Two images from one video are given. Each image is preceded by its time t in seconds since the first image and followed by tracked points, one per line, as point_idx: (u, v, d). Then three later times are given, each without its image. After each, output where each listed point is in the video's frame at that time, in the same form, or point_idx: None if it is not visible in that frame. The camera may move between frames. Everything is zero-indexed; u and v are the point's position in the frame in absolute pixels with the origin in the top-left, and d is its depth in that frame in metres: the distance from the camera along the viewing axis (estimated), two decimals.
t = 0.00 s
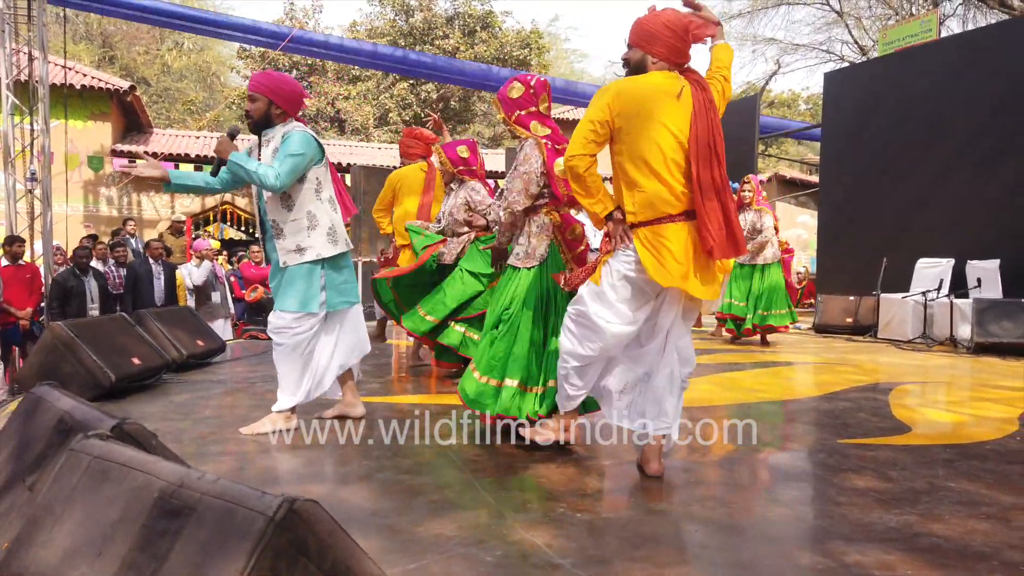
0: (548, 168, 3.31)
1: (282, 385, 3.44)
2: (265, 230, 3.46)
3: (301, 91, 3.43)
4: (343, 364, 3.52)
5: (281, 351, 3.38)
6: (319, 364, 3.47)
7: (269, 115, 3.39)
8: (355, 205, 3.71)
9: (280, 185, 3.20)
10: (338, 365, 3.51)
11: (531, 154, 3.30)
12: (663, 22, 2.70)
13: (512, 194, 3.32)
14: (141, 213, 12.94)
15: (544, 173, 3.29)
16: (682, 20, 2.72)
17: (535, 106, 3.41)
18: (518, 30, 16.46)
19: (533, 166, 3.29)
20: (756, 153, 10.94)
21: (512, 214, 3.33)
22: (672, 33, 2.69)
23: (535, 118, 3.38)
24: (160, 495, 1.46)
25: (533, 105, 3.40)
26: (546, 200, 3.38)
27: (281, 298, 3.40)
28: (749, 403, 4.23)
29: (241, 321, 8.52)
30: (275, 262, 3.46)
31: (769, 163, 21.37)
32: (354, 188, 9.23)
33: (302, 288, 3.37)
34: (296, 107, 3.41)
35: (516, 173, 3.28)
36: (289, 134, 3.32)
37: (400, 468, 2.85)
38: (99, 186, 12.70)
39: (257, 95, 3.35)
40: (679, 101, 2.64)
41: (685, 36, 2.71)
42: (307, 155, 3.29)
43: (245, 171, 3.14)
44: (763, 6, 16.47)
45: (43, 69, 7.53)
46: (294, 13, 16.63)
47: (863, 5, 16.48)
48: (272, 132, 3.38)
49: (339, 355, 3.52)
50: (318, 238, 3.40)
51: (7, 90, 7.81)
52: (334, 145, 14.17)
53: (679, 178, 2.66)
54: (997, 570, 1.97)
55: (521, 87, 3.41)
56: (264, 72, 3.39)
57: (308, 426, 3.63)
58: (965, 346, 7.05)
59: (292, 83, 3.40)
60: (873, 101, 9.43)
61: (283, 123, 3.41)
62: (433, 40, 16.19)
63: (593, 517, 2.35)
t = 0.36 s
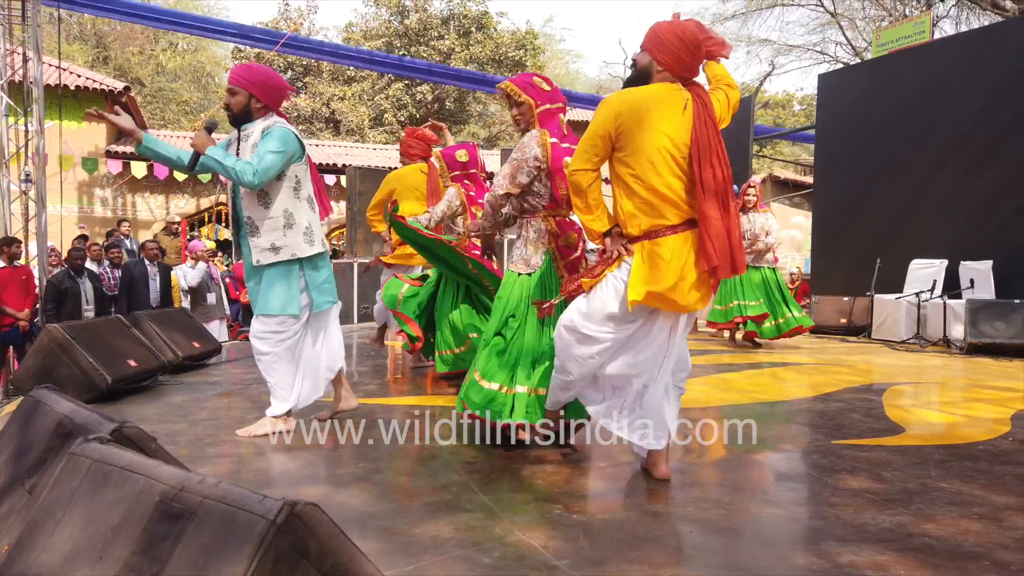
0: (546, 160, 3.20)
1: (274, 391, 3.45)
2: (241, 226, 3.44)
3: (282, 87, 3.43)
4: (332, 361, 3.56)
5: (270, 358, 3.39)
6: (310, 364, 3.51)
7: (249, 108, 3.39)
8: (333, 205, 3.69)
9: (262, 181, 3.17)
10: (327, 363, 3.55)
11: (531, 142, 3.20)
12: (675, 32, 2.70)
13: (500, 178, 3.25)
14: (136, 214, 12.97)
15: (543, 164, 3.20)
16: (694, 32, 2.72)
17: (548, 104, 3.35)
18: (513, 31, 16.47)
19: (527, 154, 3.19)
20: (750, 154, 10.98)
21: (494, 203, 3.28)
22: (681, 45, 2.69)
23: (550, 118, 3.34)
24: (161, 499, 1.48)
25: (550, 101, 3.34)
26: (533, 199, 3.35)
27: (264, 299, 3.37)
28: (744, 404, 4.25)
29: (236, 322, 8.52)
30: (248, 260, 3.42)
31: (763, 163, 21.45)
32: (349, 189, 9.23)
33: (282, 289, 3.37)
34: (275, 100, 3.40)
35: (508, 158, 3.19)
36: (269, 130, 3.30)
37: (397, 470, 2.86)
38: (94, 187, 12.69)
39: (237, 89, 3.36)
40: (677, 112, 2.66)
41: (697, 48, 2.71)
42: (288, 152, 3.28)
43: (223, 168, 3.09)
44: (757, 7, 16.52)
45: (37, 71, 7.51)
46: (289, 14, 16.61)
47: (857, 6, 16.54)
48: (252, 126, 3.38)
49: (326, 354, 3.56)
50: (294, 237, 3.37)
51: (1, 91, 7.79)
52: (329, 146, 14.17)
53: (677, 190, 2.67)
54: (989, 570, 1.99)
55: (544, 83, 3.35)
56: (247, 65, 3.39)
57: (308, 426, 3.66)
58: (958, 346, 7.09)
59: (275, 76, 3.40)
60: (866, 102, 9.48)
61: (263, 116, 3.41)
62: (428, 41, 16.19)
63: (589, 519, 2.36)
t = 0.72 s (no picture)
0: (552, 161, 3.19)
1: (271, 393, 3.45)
2: (223, 221, 3.42)
3: (277, 83, 3.41)
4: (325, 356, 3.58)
5: (271, 361, 3.39)
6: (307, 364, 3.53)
7: (243, 103, 3.38)
8: (330, 204, 3.65)
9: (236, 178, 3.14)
10: (322, 359, 3.58)
11: (540, 144, 3.19)
12: (679, 29, 2.69)
13: (508, 177, 3.20)
14: (133, 215, 12.99)
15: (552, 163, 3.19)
16: (700, 28, 2.69)
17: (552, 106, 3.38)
18: (511, 31, 16.48)
19: (537, 157, 3.17)
20: (748, 155, 11.00)
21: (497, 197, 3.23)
22: (684, 41, 2.68)
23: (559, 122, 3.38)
24: (160, 505, 1.48)
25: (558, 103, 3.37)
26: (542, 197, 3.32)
27: (261, 298, 3.34)
28: (741, 406, 4.26)
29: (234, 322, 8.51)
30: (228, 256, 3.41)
31: (760, 164, 21.47)
32: (347, 189, 9.23)
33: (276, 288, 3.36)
34: (269, 96, 3.40)
35: (517, 159, 3.17)
36: (254, 126, 3.27)
37: (395, 473, 2.86)
38: (91, 188, 12.69)
39: (234, 83, 3.35)
40: (678, 113, 2.64)
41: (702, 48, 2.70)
42: (268, 149, 3.21)
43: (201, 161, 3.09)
44: (754, 8, 16.55)
45: (34, 71, 7.50)
46: (286, 14, 16.60)
47: (854, 7, 16.56)
48: (243, 120, 3.37)
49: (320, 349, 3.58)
50: (267, 237, 3.32)
51: None
52: (327, 147, 14.17)
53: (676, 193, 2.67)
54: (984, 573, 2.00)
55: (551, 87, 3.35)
56: (245, 59, 3.39)
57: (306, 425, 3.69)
58: (954, 348, 7.10)
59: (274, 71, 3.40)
60: (863, 103, 9.50)
61: (256, 111, 3.40)
62: (425, 41, 16.19)
63: (587, 522, 2.37)
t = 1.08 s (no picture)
0: (545, 173, 3.21)
1: (270, 395, 3.46)
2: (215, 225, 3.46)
3: (265, 82, 3.40)
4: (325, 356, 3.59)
5: (268, 363, 3.40)
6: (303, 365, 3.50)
7: (232, 104, 3.40)
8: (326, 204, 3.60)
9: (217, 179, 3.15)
10: (321, 359, 3.57)
11: (531, 155, 3.20)
12: (684, 31, 2.70)
13: (508, 195, 3.24)
14: (131, 216, 13.00)
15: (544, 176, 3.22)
16: (703, 27, 2.71)
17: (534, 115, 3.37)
18: (510, 31, 16.49)
19: (530, 168, 3.20)
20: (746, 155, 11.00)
21: (504, 222, 3.24)
22: (691, 42, 2.68)
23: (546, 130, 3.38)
24: (159, 510, 1.48)
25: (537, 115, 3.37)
26: (540, 210, 3.35)
27: (250, 299, 3.35)
28: (739, 407, 4.26)
29: (232, 323, 8.51)
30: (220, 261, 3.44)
31: (759, 164, 21.49)
32: (345, 189, 9.23)
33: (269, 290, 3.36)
34: (257, 95, 3.39)
35: (512, 176, 3.20)
36: (239, 126, 3.28)
37: (393, 475, 2.87)
38: (89, 189, 12.67)
39: (224, 86, 3.37)
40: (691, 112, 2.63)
41: (708, 48, 2.72)
42: (247, 147, 3.21)
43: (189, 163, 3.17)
44: (752, 8, 16.57)
45: (33, 71, 7.49)
46: (285, 14, 16.60)
47: (852, 7, 16.58)
48: (233, 121, 3.38)
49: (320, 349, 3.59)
50: (254, 238, 3.32)
51: None
52: (325, 147, 14.17)
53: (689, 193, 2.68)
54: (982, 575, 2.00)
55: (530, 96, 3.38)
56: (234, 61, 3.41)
57: (305, 426, 3.70)
58: (952, 348, 7.11)
59: (263, 69, 3.40)
60: (861, 103, 9.51)
61: (245, 111, 3.40)
62: (424, 42, 16.20)
63: (586, 524, 2.37)
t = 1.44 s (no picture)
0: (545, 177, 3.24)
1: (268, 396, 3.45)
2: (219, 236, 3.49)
3: (247, 86, 3.39)
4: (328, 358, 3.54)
5: (266, 364, 3.40)
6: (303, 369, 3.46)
7: (217, 112, 3.40)
8: (321, 194, 3.49)
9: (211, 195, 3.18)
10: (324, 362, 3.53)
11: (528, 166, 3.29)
12: (688, 22, 2.69)
13: (505, 205, 3.34)
14: (130, 216, 12.99)
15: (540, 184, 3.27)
16: (710, 17, 2.71)
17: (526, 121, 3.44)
18: (508, 31, 16.49)
19: (529, 178, 3.27)
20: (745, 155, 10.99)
21: (501, 224, 3.31)
22: (696, 31, 2.68)
23: (529, 133, 3.40)
24: (155, 516, 1.47)
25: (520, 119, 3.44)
26: (551, 205, 3.31)
27: (252, 302, 3.37)
28: (738, 408, 4.25)
29: (231, 324, 8.50)
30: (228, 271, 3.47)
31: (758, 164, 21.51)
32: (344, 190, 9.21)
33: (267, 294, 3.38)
34: (241, 101, 3.39)
35: (512, 185, 3.29)
36: (224, 133, 3.27)
37: (392, 477, 2.86)
38: (87, 189, 12.63)
39: (207, 94, 3.37)
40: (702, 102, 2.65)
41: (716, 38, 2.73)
42: (233, 155, 3.21)
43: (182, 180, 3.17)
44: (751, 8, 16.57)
45: (30, 72, 7.46)
46: (283, 14, 16.58)
47: (851, 7, 16.59)
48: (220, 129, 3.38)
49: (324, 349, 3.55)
50: (253, 243, 3.32)
51: None
52: (324, 148, 14.15)
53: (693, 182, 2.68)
54: None
55: (506, 104, 3.44)
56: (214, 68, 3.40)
57: (305, 425, 3.70)
58: (951, 349, 7.11)
59: (243, 73, 3.39)
60: (860, 103, 9.52)
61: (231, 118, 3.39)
62: (423, 42, 16.20)
63: (584, 527, 2.36)
